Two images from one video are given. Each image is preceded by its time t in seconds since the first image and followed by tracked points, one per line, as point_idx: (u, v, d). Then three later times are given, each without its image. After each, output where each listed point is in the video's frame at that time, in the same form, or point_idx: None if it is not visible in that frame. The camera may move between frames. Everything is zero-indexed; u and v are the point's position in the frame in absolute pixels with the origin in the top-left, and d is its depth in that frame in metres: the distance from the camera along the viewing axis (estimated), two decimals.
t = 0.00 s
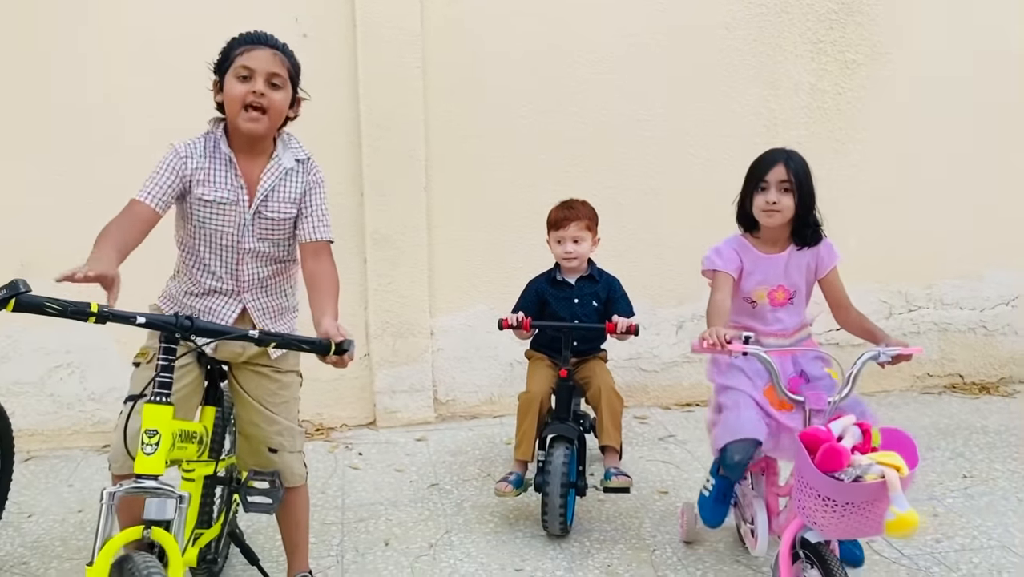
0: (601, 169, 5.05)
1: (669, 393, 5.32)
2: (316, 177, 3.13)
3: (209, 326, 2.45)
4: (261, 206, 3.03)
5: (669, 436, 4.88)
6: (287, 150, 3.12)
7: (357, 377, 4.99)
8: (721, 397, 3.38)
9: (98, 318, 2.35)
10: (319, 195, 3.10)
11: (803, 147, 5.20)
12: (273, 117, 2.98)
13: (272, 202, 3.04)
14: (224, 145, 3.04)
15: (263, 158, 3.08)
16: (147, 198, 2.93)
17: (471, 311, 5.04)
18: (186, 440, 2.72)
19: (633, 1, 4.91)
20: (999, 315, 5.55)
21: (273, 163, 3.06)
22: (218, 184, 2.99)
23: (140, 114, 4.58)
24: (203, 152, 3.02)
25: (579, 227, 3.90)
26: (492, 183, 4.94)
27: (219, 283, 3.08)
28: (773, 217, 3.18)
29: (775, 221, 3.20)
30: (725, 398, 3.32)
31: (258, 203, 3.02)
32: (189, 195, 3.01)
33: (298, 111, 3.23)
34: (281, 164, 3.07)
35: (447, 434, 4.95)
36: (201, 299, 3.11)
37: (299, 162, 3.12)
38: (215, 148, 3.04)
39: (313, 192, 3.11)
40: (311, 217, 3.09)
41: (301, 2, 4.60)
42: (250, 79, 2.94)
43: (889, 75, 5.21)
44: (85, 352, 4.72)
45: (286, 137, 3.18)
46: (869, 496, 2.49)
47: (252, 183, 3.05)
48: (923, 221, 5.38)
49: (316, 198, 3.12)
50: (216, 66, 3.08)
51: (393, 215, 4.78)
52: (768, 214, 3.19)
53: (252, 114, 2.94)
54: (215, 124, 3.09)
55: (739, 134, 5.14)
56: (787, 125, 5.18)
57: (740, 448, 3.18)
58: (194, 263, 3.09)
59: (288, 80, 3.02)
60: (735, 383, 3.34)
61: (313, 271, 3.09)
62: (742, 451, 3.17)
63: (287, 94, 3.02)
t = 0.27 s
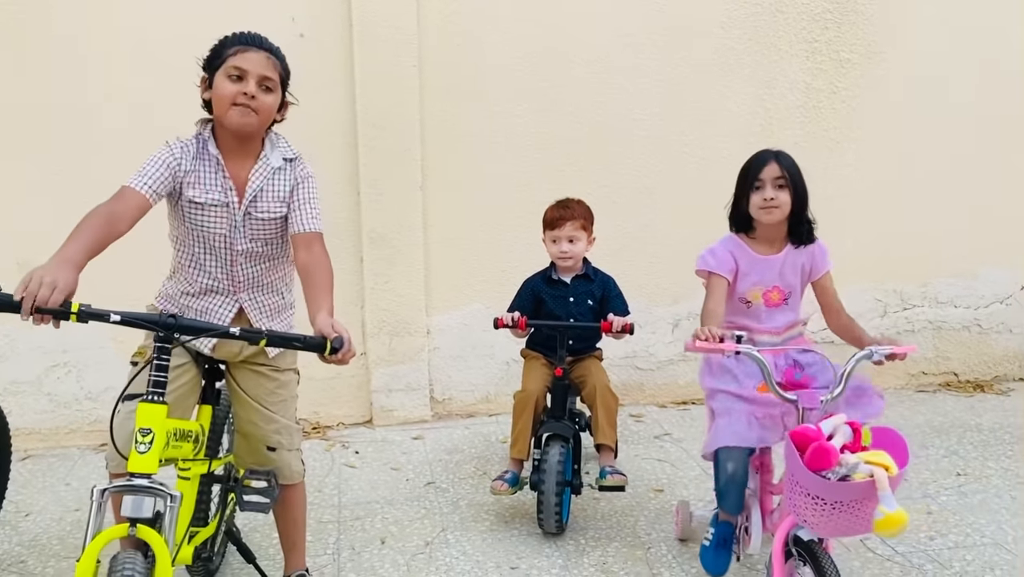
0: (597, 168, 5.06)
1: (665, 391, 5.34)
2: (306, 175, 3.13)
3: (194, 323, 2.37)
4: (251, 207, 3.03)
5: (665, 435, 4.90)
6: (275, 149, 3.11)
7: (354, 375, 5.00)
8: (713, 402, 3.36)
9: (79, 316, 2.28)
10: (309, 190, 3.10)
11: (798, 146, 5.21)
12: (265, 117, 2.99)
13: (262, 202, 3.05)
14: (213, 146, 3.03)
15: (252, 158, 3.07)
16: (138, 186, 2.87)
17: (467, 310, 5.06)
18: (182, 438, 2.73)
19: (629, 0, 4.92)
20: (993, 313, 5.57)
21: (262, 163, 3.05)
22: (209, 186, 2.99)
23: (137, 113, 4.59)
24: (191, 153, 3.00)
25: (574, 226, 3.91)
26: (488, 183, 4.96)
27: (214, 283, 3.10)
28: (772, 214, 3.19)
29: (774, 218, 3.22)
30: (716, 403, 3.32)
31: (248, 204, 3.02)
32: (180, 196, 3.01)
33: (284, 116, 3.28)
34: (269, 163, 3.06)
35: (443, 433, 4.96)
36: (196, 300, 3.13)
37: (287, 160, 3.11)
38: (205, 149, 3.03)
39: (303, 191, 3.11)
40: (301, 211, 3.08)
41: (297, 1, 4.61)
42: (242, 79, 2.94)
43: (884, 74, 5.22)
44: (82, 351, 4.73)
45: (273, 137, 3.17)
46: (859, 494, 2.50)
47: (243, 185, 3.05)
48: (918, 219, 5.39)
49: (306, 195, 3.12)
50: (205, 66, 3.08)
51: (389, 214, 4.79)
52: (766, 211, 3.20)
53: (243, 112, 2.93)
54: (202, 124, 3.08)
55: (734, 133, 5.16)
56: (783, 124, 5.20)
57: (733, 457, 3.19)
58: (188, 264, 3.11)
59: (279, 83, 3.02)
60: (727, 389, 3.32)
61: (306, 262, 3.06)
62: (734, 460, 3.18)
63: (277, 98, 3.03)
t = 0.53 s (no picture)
0: (600, 168, 5.07)
1: (667, 390, 5.36)
2: (304, 173, 3.00)
3: (199, 324, 2.29)
4: (249, 209, 2.92)
5: (668, 434, 4.91)
6: (272, 149, 2.99)
7: (357, 375, 5.00)
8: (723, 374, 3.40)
9: (87, 318, 2.16)
10: (306, 188, 2.96)
11: (800, 146, 5.22)
12: (261, 117, 2.90)
13: (260, 204, 2.93)
14: (209, 149, 2.91)
15: (249, 160, 2.94)
16: (138, 191, 2.75)
17: (471, 310, 5.06)
18: (190, 439, 2.72)
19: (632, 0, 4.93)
20: (994, 312, 5.59)
21: (258, 165, 2.93)
22: (206, 190, 2.89)
23: (141, 113, 4.58)
24: (186, 156, 2.89)
25: (579, 227, 3.92)
26: (492, 183, 4.96)
27: (216, 286, 3.00)
28: (775, 217, 3.20)
29: (778, 221, 3.22)
30: (733, 364, 3.35)
31: (245, 206, 2.90)
32: (178, 200, 2.90)
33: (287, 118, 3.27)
34: (265, 164, 2.93)
35: (447, 432, 4.97)
36: (198, 305, 3.04)
37: (284, 161, 2.99)
38: (201, 153, 2.92)
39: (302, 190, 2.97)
40: (297, 208, 2.93)
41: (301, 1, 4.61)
42: (235, 79, 2.85)
43: (886, 74, 5.23)
44: (85, 351, 4.72)
45: (270, 137, 3.04)
46: (867, 494, 2.51)
47: (240, 187, 2.93)
48: (920, 219, 5.41)
49: (304, 193, 2.98)
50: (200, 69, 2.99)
51: (393, 214, 4.80)
52: (769, 214, 3.21)
53: (236, 113, 2.84)
54: (196, 127, 2.95)
55: (737, 133, 5.17)
56: (785, 124, 5.21)
57: (746, 403, 3.19)
58: (189, 267, 3.01)
59: (273, 83, 2.93)
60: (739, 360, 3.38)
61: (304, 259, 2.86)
62: (748, 407, 3.18)
63: (271, 98, 2.94)
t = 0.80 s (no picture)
0: (615, 166, 5.09)
1: (682, 388, 5.38)
2: (331, 172, 2.87)
3: (242, 322, 2.34)
4: (276, 210, 2.81)
5: (684, 431, 4.94)
6: (298, 151, 2.84)
7: (374, 373, 5.02)
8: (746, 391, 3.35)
9: (130, 315, 2.13)
10: (333, 188, 2.84)
11: (814, 144, 5.25)
12: (281, 125, 2.75)
13: (288, 203, 2.82)
14: (233, 151, 2.79)
15: (275, 163, 2.82)
16: (167, 191, 2.67)
17: (487, 308, 5.08)
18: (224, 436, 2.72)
19: None
20: (1006, 309, 5.61)
21: (284, 166, 2.80)
22: (232, 192, 2.78)
23: (160, 111, 4.59)
24: (211, 156, 2.78)
25: (601, 224, 3.93)
26: (508, 181, 4.98)
27: (244, 285, 2.92)
28: (802, 217, 3.24)
29: (806, 220, 3.26)
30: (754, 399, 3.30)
31: (272, 207, 2.79)
32: (206, 201, 2.81)
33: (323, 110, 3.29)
34: (291, 167, 2.81)
35: (464, 430, 4.99)
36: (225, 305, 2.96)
37: (311, 162, 2.85)
38: (225, 154, 2.80)
39: (330, 190, 2.85)
40: (325, 208, 2.82)
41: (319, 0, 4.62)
42: (250, 91, 2.70)
43: (899, 73, 5.26)
44: (103, 350, 4.73)
45: (296, 135, 2.90)
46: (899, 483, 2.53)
47: (266, 189, 2.81)
48: (933, 217, 5.43)
49: (331, 192, 2.86)
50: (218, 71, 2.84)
51: (410, 212, 4.81)
52: (797, 214, 3.25)
53: (254, 127, 2.71)
54: (218, 130, 2.80)
55: (751, 130, 5.19)
56: (799, 122, 5.23)
57: (771, 451, 3.18)
58: (216, 266, 2.92)
59: (292, 89, 2.76)
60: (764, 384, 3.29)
61: (335, 260, 2.78)
62: (773, 456, 3.17)
63: (291, 104, 2.77)
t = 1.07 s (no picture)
0: (632, 166, 5.12)
1: (696, 386, 5.43)
2: (368, 174, 2.93)
3: (289, 321, 2.37)
4: (314, 210, 2.87)
5: (700, 428, 4.98)
6: (335, 153, 2.90)
7: (392, 372, 5.04)
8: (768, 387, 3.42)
9: (181, 315, 2.13)
10: (370, 189, 2.90)
11: (828, 144, 5.29)
12: (319, 128, 2.77)
13: (325, 204, 2.87)
14: (273, 154, 2.85)
15: (313, 165, 2.88)
16: (210, 191, 2.72)
17: (504, 307, 5.11)
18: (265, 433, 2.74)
19: None
20: (1016, 307, 5.67)
21: (322, 168, 2.86)
22: (272, 192, 2.84)
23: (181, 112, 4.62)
24: (250, 157, 2.84)
25: (624, 224, 3.97)
26: (526, 180, 5.01)
27: (280, 284, 2.95)
28: (815, 211, 3.31)
29: (820, 216, 3.32)
30: (774, 394, 3.36)
31: (311, 207, 2.85)
32: (246, 201, 2.86)
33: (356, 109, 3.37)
34: (329, 168, 2.86)
35: (482, 428, 5.02)
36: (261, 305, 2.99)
37: (348, 164, 2.91)
38: (265, 156, 2.86)
39: (367, 191, 2.91)
40: (362, 208, 2.88)
41: (339, 2, 4.65)
42: (289, 94, 2.72)
43: (912, 73, 5.30)
44: (124, 349, 4.75)
45: (333, 138, 2.96)
46: (930, 480, 2.57)
47: (305, 190, 2.87)
48: (945, 216, 5.48)
49: (368, 193, 2.91)
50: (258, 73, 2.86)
51: (429, 212, 4.84)
52: (809, 208, 3.33)
53: (293, 128, 2.74)
54: (258, 133, 2.87)
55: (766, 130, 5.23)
56: (812, 122, 5.28)
57: (792, 444, 3.25)
58: (253, 266, 2.96)
59: (330, 91, 2.78)
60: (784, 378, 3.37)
61: (374, 259, 2.84)
62: (795, 448, 3.24)
63: (329, 106, 2.79)
